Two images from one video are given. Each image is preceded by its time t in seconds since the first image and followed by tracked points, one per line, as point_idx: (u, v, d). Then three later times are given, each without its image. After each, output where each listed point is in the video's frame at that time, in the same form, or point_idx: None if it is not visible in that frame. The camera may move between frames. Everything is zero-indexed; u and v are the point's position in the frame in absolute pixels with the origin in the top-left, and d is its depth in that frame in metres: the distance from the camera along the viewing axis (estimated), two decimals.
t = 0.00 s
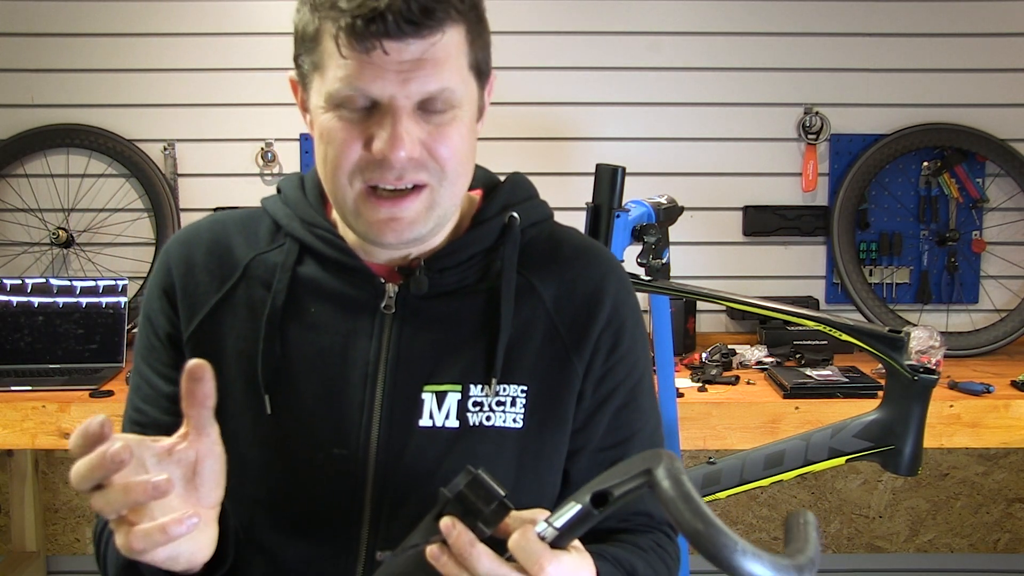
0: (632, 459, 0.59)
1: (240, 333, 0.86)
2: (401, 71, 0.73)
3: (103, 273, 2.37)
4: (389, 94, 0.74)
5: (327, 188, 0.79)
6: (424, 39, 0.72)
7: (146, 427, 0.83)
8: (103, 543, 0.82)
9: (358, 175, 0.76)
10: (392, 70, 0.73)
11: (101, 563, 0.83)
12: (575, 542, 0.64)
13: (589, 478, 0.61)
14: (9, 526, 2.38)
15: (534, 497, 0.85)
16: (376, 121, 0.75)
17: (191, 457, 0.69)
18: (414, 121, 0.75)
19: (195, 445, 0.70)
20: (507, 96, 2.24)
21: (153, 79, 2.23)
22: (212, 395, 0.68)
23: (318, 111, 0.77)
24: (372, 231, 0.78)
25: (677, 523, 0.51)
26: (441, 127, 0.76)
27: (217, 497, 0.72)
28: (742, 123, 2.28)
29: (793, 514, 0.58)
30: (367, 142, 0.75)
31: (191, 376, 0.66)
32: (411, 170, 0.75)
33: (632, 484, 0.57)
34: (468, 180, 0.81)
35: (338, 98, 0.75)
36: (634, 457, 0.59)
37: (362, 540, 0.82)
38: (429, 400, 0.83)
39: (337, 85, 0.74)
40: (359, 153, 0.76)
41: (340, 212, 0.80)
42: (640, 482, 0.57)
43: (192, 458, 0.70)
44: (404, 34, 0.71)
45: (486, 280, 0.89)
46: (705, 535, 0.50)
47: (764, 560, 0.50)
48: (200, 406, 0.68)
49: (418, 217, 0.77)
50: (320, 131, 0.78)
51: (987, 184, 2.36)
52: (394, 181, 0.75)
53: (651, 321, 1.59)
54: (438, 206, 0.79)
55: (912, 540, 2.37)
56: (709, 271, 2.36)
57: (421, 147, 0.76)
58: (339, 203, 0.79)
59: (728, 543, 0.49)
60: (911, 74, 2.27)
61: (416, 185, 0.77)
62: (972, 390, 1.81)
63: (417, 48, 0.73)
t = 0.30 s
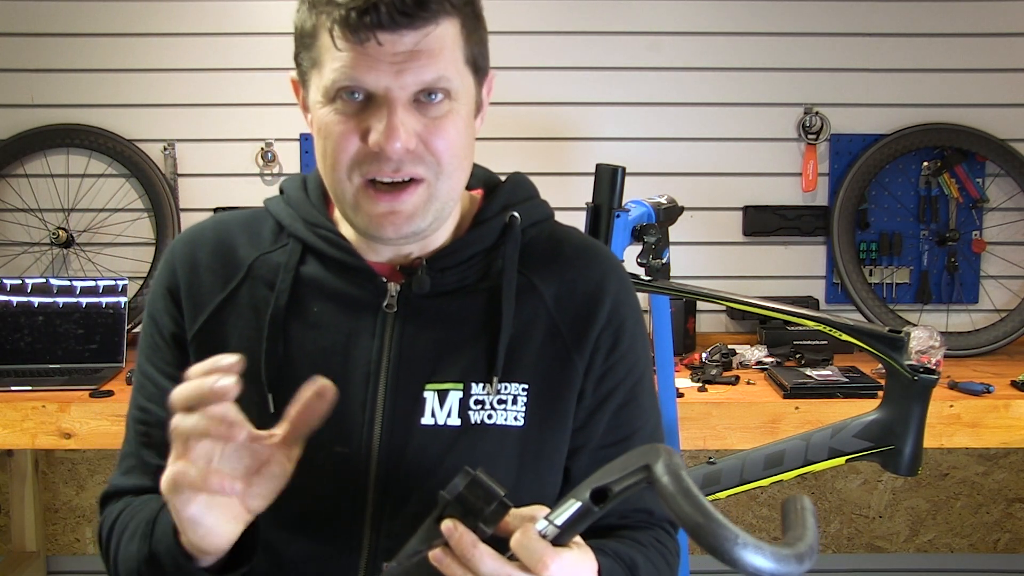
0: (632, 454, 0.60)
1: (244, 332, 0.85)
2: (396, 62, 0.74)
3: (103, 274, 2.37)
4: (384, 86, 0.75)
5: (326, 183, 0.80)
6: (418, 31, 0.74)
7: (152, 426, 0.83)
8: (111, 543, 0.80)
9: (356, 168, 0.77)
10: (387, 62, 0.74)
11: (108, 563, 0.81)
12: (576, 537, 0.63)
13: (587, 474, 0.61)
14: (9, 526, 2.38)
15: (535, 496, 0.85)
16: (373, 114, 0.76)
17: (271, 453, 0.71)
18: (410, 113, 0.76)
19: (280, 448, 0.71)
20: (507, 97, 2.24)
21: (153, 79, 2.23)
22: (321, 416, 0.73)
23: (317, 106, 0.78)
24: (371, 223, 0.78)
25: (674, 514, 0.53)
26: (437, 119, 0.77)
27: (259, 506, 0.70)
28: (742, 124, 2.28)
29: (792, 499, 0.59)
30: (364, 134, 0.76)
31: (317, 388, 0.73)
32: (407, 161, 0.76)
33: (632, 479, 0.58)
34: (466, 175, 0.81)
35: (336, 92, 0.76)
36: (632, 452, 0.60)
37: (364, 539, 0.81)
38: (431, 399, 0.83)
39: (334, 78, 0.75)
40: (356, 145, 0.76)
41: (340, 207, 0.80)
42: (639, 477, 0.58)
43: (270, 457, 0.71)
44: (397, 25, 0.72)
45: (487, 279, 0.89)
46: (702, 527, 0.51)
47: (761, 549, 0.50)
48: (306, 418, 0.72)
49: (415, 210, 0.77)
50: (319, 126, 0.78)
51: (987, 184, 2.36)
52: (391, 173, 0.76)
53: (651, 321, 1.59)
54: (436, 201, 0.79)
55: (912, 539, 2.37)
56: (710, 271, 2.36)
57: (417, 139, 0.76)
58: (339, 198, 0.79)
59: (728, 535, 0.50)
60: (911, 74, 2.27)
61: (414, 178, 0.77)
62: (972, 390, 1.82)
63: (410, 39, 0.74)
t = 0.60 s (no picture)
0: (658, 462, 0.61)
1: (253, 329, 0.85)
2: (404, 56, 0.74)
3: (102, 274, 2.37)
4: (392, 80, 0.75)
5: (333, 177, 0.80)
6: (426, 26, 0.74)
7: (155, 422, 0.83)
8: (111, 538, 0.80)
9: (361, 161, 0.77)
10: (395, 56, 0.74)
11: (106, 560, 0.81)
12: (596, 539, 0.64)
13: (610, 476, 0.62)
14: (9, 526, 2.38)
15: (541, 495, 0.85)
16: (381, 108, 0.76)
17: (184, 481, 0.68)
18: (417, 108, 0.76)
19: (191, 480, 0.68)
20: (507, 97, 2.24)
21: (153, 79, 2.23)
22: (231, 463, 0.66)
23: (327, 100, 0.78)
24: (375, 218, 0.77)
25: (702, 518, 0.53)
26: (444, 115, 0.77)
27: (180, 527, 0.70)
28: (742, 124, 2.28)
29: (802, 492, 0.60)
30: (371, 128, 0.76)
31: (225, 435, 0.65)
32: (413, 155, 0.75)
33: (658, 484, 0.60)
34: (472, 173, 0.81)
35: (345, 85, 0.76)
36: (658, 458, 0.61)
37: (371, 536, 0.81)
38: (440, 396, 0.83)
39: (343, 72, 0.76)
40: (363, 138, 0.76)
41: (346, 201, 0.80)
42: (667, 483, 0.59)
43: (185, 482, 0.69)
44: (406, 19, 0.73)
45: (497, 278, 0.88)
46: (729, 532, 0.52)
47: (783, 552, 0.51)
48: (218, 463, 0.66)
49: (419, 204, 0.77)
50: (328, 119, 0.78)
51: (987, 184, 2.36)
52: (395, 167, 0.76)
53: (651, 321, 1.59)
54: (441, 196, 0.78)
55: (912, 540, 2.37)
56: (710, 271, 2.36)
57: (423, 134, 0.76)
58: (345, 192, 0.79)
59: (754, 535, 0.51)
60: (911, 74, 2.27)
61: (418, 173, 0.77)
62: (972, 390, 1.82)
63: (418, 34, 0.74)
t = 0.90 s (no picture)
0: (675, 478, 0.62)
1: (262, 329, 0.84)
2: (430, 65, 0.73)
3: (102, 274, 2.37)
4: (416, 89, 0.73)
5: (351, 181, 0.79)
6: (452, 36, 0.72)
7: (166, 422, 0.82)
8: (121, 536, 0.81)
9: (383, 168, 0.76)
10: (420, 65, 0.73)
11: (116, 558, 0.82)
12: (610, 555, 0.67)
13: (626, 493, 0.65)
14: (9, 526, 2.38)
15: (546, 494, 0.85)
16: (403, 115, 0.75)
17: (233, 488, 0.67)
18: (440, 116, 0.75)
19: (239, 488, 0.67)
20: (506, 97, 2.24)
21: (152, 79, 2.23)
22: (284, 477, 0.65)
23: (345, 106, 0.77)
24: (394, 223, 0.77)
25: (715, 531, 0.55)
26: (465, 123, 0.76)
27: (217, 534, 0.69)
28: (742, 124, 2.28)
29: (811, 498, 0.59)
30: (393, 135, 0.75)
31: (284, 448, 0.64)
32: (435, 163, 0.75)
33: (678, 502, 0.61)
34: (488, 178, 0.81)
35: (366, 93, 0.75)
36: (675, 474, 0.62)
37: (376, 534, 0.81)
38: (446, 396, 0.82)
39: (365, 79, 0.74)
40: (385, 146, 0.75)
41: (363, 204, 0.80)
42: (686, 500, 0.60)
43: (232, 490, 0.67)
44: (433, 30, 0.71)
45: (504, 279, 0.88)
46: (742, 544, 0.53)
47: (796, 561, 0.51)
48: (271, 475, 0.65)
49: (440, 211, 0.77)
50: (347, 124, 0.77)
51: (987, 184, 2.36)
52: (418, 175, 0.75)
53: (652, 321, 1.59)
54: (459, 202, 0.79)
55: (912, 539, 2.37)
56: (710, 271, 2.36)
57: (445, 142, 0.76)
58: (362, 196, 0.79)
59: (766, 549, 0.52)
60: (911, 74, 2.27)
61: (439, 179, 0.77)
62: (972, 390, 1.82)
63: (444, 43, 0.72)
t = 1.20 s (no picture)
0: (680, 481, 0.62)
1: (266, 330, 0.84)
2: (452, 74, 0.72)
3: (102, 274, 2.37)
4: (436, 97, 0.73)
5: (365, 187, 0.78)
6: (475, 45, 0.72)
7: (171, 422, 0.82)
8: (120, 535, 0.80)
9: (400, 176, 0.76)
10: (442, 74, 0.72)
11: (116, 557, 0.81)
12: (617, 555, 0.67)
13: (631, 494, 0.65)
14: (8, 526, 2.38)
15: (549, 496, 0.84)
16: (422, 123, 0.74)
17: (256, 477, 0.68)
18: (458, 125, 0.75)
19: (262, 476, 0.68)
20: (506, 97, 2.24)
21: (152, 79, 2.23)
22: (308, 468, 0.67)
23: (361, 112, 0.76)
24: (411, 231, 0.77)
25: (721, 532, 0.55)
26: (482, 131, 0.76)
27: (232, 525, 0.69)
28: (741, 124, 2.28)
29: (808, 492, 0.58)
30: (412, 144, 0.75)
31: (312, 438, 0.66)
32: (454, 172, 0.75)
33: (684, 503, 0.61)
34: (500, 185, 0.82)
35: (385, 99, 0.74)
36: (680, 477, 0.62)
37: (380, 537, 0.81)
38: (450, 399, 0.82)
39: (383, 86, 0.73)
40: (403, 154, 0.75)
41: (377, 211, 0.79)
42: (692, 501, 0.60)
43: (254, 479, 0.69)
44: (456, 39, 0.71)
45: (508, 281, 0.88)
46: (748, 545, 0.53)
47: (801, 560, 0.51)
48: (296, 467, 0.67)
49: (456, 220, 0.77)
50: (362, 131, 0.76)
51: (987, 185, 2.36)
52: (436, 184, 0.75)
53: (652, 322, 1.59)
54: (474, 211, 0.79)
55: (912, 540, 2.37)
56: (709, 271, 2.36)
57: (464, 151, 0.75)
58: (377, 203, 0.78)
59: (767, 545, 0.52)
60: (911, 74, 2.27)
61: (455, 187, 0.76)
62: (972, 390, 1.81)
63: (466, 53, 0.72)
